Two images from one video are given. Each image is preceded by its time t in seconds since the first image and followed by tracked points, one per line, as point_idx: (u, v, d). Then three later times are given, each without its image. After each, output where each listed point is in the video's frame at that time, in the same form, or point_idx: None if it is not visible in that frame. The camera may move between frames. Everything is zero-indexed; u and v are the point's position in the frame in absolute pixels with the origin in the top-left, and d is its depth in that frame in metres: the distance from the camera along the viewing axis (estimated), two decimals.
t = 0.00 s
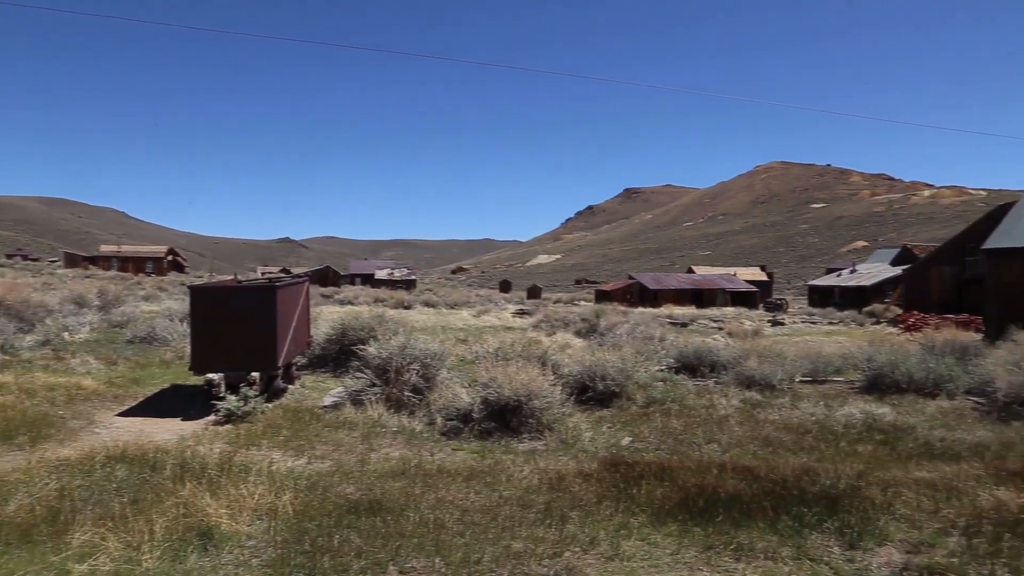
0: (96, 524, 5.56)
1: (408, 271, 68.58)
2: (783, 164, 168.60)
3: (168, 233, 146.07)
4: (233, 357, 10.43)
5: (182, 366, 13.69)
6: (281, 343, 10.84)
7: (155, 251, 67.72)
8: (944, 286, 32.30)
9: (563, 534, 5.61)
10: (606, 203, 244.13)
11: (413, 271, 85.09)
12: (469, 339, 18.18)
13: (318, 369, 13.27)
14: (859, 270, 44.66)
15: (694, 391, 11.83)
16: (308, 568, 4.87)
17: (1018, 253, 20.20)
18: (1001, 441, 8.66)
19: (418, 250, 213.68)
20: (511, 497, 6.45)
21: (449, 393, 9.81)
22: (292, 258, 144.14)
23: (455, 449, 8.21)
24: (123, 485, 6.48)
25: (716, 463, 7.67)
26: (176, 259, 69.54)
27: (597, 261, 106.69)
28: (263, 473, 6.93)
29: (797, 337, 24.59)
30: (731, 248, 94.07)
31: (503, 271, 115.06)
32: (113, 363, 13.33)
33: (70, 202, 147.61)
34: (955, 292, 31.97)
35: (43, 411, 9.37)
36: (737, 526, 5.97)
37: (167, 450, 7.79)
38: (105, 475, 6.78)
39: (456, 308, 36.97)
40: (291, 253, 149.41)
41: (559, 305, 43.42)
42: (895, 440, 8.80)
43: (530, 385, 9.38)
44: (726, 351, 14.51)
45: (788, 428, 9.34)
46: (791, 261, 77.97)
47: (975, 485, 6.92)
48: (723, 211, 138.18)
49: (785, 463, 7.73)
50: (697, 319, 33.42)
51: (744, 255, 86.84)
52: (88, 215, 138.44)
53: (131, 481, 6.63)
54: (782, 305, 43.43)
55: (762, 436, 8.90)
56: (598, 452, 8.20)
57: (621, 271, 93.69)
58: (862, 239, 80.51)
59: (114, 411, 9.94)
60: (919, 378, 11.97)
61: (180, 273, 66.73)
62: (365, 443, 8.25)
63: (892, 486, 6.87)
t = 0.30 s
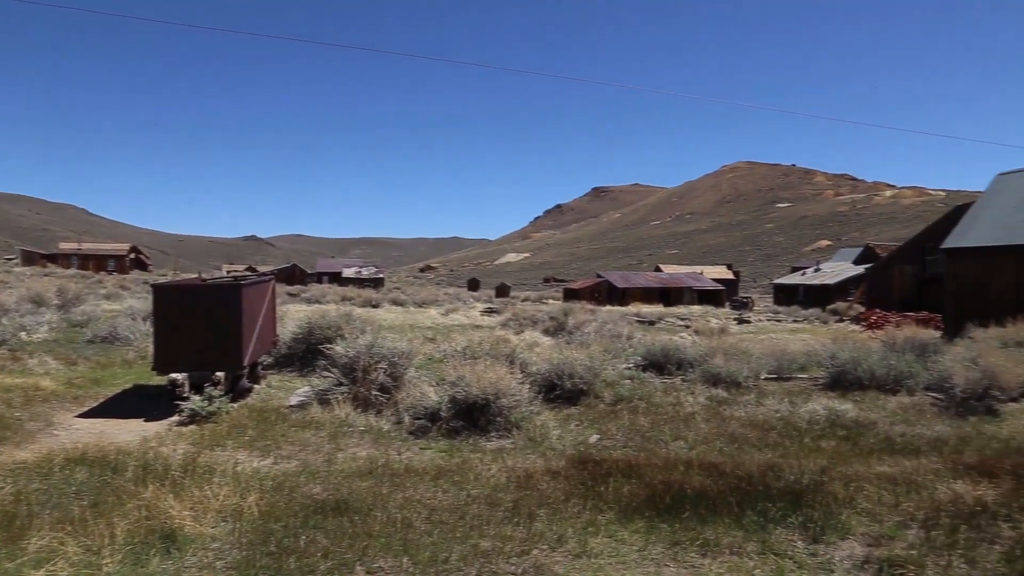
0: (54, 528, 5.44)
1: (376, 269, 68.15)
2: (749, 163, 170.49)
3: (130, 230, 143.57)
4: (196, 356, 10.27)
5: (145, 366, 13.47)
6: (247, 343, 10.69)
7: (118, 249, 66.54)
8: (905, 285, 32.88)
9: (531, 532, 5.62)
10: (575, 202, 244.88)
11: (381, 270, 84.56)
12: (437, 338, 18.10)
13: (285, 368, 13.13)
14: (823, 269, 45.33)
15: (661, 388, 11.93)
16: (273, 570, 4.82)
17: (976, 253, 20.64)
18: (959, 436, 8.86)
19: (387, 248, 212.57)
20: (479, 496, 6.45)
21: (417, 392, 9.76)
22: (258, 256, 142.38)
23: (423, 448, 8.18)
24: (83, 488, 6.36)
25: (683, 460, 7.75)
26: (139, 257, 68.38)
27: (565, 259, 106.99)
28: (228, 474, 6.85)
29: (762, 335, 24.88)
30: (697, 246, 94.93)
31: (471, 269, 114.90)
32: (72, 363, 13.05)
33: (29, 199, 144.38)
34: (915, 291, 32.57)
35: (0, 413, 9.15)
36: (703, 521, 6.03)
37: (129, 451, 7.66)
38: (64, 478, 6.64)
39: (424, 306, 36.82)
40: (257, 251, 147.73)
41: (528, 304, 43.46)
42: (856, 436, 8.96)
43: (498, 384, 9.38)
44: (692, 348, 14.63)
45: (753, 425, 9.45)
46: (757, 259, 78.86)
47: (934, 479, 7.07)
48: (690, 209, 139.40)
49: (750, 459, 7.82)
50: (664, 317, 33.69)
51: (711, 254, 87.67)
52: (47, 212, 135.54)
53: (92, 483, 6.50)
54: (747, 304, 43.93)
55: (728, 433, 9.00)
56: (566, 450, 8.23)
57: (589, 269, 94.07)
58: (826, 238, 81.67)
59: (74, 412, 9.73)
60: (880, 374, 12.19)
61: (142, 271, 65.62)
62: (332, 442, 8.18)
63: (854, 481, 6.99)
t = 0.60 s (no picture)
0: (11, 533, 5.32)
1: (344, 267, 67.67)
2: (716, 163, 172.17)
3: (92, 227, 140.90)
4: (160, 355, 10.10)
5: (107, 366, 13.22)
6: (211, 341, 10.55)
7: (79, 247, 65.29)
8: (868, 283, 33.45)
9: (500, 530, 5.62)
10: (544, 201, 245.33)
11: (349, 267, 84.00)
12: (405, 336, 18.00)
13: (250, 367, 12.97)
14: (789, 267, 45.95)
15: (630, 386, 12.00)
16: (238, 572, 4.76)
17: (936, 252, 21.06)
18: (919, 431, 9.04)
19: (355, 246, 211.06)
20: (447, 494, 6.43)
21: (385, 391, 9.71)
22: (224, 255, 140.49)
23: (391, 446, 8.14)
24: (42, 491, 6.22)
25: (651, 457, 7.80)
26: (100, 254, 67.15)
27: (535, 258, 107.16)
28: (193, 475, 6.75)
29: (729, 333, 25.16)
30: (665, 245, 95.66)
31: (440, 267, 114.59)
32: (31, 363, 12.75)
33: None
34: (878, 290, 33.12)
35: None
36: (670, 517, 6.08)
37: (90, 453, 7.51)
38: (22, 481, 6.49)
39: (392, 305, 36.68)
40: (223, 249, 145.84)
41: (497, 302, 43.43)
42: (821, 432, 9.09)
43: (466, 382, 9.37)
44: (661, 346, 14.73)
45: (719, 422, 9.55)
46: (724, 258, 79.67)
47: (895, 473, 7.21)
48: (659, 208, 140.45)
49: (717, 456, 7.90)
50: (632, 315, 33.92)
51: (679, 253, 88.39)
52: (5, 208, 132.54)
53: (51, 486, 6.36)
54: (714, 302, 44.44)
55: (695, 430, 9.08)
56: (535, 448, 8.24)
57: (559, 267, 94.31)
58: (791, 237, 82.74)
59: (33, 414, 9.51)
60: (844, 371, 12.39)
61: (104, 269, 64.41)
62: (299, 442, 8.10)
63: (818, 476, 7.10)
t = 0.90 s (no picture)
0: None
1: (311, 265, 67.12)
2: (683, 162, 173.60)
3: (51, 224, 137.96)
4: (122, 355, 9.91)
5: (65, 366, 12.96)
6: (174, 341, 10.40)
7: (37, 244, 63.93)
8: (830, 282, 34.00)
9: (468, 529, 5.62)
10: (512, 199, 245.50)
11: (315, 265, 83.31)
12: (372, 334, 17.94)
13: (214, 367, 12.80)
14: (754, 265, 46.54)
15: (597, 383, 12.07)
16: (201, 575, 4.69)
17: (896, 251, 21.45)
18: (879, 426, 9.21)
19: (322, 244, 209.32)
20: (414, 493, 6.40)
21: (351, 390, 9.64)
22: (187, 252, 138.45)
23: (357, 446, 8.09)
24: None
25: (617, 454, 7.84)
26: (59, 251, 65.78)
27: (503, 256, 107.24)
28: (154, 477, 6.64)
29: (695, 331, 25.42)
30: (632, 244, 96.33)
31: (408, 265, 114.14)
32: None
33: None
34: (840, 288, 33.74)
35: None
36: (637, 514, 6.12)
37: (48, 456, 7.35)
38: None
39: (359, 303, 36.42)
40: (187, 246, 143.67)
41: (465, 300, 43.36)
42: (784, 428, 9.23)
43: (434, 381, 9.34)
44: (627, 344, 14.82)
45: (686, 418, 9.64)
46: (690, 256, 80.45)
47: (856, 468, 7.34)
48: (626, 207, 141.31)
49: (683, 452, 7.97)
50: (600, 313, 34.14)
51: (646, 251, 89.04)
52: None
53: (6, 490, 6.21)
54: (681, 300, 44.87)
55: (661, 427, 9.16)
56: (502, 446, 8.24)
57: (527, 266, 94.47)
58: (756, 235, 83.76)
59: None
60: (807, 368, 12.58)
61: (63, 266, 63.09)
62: (264, 442, 8.01)
63: (782, 472, 7.20)
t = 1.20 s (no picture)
0: None
1: (277, 262, 66.38)
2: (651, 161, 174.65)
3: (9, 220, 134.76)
4: (82, 354, 9.72)
5: (24, 366, 12.67)
6: (136, 339, 10.24)
7: None
8: (795, 279, 34.46)
9: (436, 527, 5.60)
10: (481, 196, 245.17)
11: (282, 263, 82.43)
12: (339, 333, 17.83)
13: (179, 366, 12.61)
14: (721, 263, 46.98)
15: (565, 381, 12.11)
16: None
17: (860, 250, 21.82)
18: (843, 422, 9.37)
19: (289, 242, 207.27)
20: (383, 492, 6.37)
21: (318, 388, 9.55)
22: (151, 250, 136.22)
23: (325, 445, 8.03)
24: None
25: (586, 452, 7.88)
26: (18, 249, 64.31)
27: (472, 254, 107.09)
28: (116, 478, 6.52)
29: (662, 328, 25.63)
30: (601, 241, 96.79)
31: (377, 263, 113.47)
32: None
33: None
34: (805, 286, 34.22)
35: None
36: (605, 510, 6.16)
37: (5, 458, 7.19)
38: None
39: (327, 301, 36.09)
40: (151, 244, 141.28)
41: (434, 298, 43.23)
42: (750, 424, 9.34)
43: (402, 379, 9.31)
44: (596, 342, 14.88)
45: (653, 415, 9.71)
46: (658, 255, 81.04)
47: (820, 463, 7.46)
48: (595, 205, 141.87)
49: (650, 449, 8.03)
50: (568, 311, 34.27)
51: (615, 249, 89.50)
52: None
53: None
54: (648, 298, 45.22)
55: (629, 424, 9.21)
56: (470, 444, 8.23)
57: (496, 264, 94.44)
58: (724, 234, 84.57)
59: None
60: (772, 365, 12.74)
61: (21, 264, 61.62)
62: (229, 442, 7.92)
63: (748, 468, 7.28)
